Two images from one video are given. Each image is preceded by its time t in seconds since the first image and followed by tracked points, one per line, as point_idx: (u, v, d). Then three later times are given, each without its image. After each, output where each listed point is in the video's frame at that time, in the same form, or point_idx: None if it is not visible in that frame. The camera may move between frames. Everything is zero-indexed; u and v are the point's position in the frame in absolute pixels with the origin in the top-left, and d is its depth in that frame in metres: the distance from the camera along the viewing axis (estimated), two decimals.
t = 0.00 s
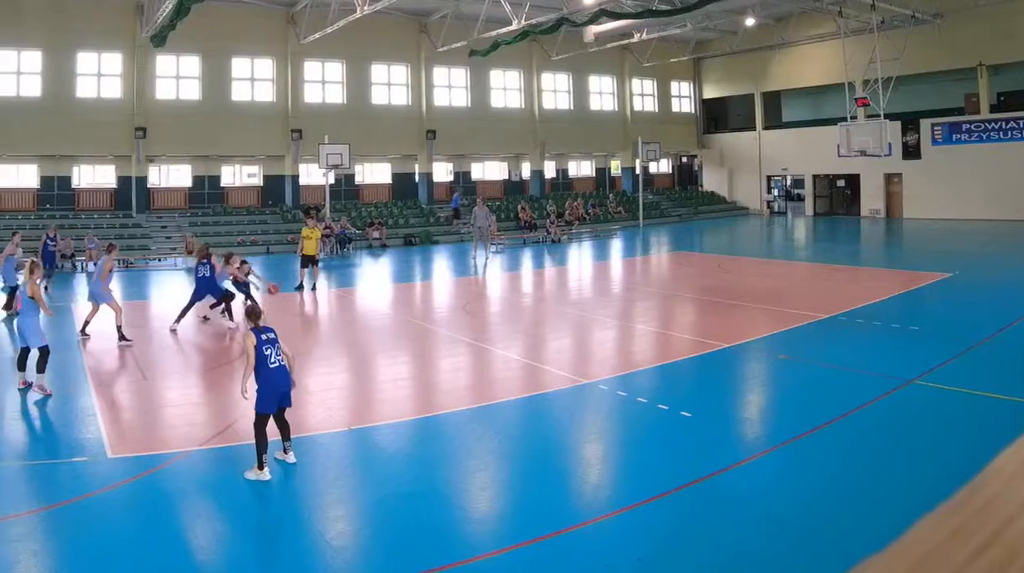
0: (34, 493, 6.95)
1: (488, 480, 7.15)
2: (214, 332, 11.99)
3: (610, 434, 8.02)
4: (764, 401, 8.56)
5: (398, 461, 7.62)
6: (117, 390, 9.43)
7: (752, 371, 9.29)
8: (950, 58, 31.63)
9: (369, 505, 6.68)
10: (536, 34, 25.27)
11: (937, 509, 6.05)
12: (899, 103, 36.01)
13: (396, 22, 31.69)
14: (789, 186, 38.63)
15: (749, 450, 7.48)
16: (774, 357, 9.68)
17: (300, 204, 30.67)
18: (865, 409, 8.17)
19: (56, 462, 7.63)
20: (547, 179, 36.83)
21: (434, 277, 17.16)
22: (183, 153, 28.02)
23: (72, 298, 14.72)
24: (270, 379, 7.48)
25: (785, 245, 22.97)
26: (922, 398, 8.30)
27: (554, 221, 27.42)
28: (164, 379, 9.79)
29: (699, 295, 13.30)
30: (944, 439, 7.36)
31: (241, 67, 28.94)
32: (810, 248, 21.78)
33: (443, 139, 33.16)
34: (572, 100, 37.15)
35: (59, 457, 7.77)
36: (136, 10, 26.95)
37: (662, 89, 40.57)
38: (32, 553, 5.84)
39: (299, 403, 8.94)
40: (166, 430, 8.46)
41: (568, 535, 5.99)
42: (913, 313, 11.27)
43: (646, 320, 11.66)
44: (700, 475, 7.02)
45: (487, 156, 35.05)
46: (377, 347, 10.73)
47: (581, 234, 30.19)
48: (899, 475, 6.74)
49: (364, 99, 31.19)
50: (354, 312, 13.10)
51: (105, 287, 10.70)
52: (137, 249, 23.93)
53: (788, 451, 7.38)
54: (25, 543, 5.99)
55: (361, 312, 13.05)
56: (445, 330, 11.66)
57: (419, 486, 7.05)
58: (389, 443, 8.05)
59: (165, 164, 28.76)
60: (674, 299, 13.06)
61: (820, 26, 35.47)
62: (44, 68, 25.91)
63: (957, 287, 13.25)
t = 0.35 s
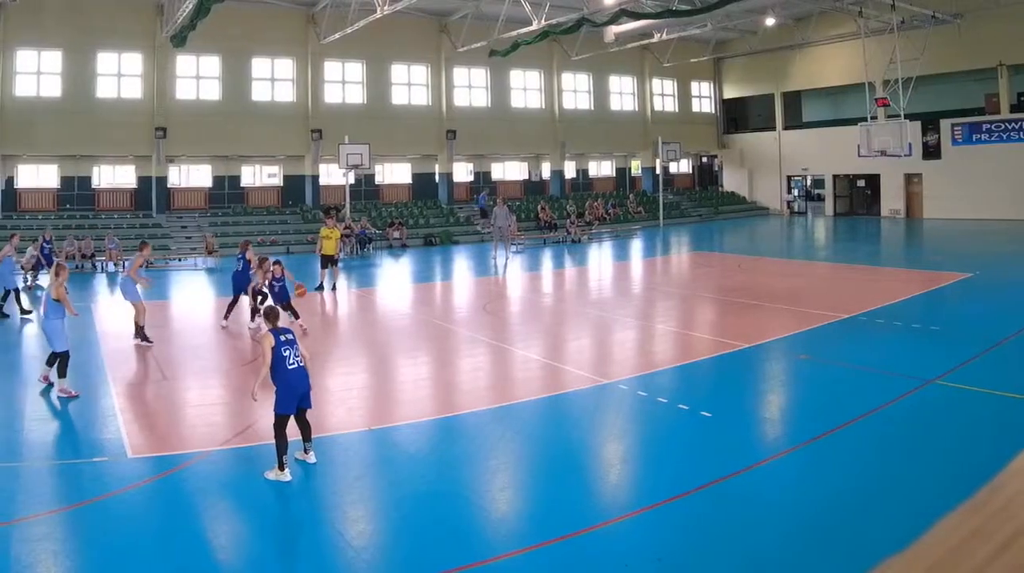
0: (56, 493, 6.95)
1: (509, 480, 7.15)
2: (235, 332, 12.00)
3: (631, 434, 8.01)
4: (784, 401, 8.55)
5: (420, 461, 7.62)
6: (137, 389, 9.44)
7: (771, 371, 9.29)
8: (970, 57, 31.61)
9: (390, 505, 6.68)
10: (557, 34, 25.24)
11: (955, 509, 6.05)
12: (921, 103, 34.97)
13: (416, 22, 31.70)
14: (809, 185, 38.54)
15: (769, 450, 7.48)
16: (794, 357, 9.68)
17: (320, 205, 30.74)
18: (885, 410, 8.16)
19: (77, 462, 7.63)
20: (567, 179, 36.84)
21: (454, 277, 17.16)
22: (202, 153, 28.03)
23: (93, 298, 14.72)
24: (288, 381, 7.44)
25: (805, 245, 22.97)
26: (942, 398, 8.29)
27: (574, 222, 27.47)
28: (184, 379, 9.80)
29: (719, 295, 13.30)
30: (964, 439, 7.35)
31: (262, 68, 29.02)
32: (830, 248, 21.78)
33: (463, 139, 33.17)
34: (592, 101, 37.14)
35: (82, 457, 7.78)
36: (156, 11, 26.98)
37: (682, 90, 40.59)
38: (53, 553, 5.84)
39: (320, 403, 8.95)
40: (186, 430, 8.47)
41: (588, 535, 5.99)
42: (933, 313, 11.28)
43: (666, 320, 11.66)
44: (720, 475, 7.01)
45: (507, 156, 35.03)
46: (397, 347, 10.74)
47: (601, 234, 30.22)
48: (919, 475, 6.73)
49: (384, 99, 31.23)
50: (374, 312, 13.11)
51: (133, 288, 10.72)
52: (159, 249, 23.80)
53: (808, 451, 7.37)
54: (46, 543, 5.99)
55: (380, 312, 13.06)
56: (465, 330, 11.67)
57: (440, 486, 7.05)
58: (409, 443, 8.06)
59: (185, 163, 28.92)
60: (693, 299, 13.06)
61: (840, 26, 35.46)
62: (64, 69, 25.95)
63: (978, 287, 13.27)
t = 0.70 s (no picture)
0: (76, 493, 6.96)
1: (528, 480, 7.15)
2: (256, 332, 12.00)
3: (651, 434, 8.01)
4: (804, 401, 8.56)
5: (441, 461, 7.63)
6: (156, 389, 9.44)
7: (791, 371, 9.29)
8: (991, 57, 31.58)
9: (409, 506, 6.68)
10: (576, 34, 25.12)
11: (975, 510, 6.05)
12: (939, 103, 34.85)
13: (436, 22, 31.71)
14: (829, 186, 38.68)
15: (788, 450, 7.48)
16: (813, 357, 9.69)
17: (339, 205, 30.75)
18: (904, 410, 8.16)
19: (96, 462, 7.63)
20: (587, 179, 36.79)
21: (475, 277, 17.15)
22: (221, 152, 28.08)
23: (114, 298, 14.75)
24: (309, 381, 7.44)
25: (826, 245, 22.95)
26: (962, 398, 8.29)
27: (595, 222, 27.48)
28: (205, 379, 9.80)
29: (739, 295, 13.30)
30: (983, 440, 7.34)
31: (282, 68, 29.07)
32: (850, 248, 21.77)
33: (484, 139, 33.15)
34: (613, 101, 37.10)
35: (103, 457, 7.77)
36: (176, 11, 27.09)
37: (702, 89, 40.52)
38: (73, 553, 5.84)
39: (340, 403, 8.96)
40: (207, 429, 8.47)
41: (608, 535, 5.99)
42: (953, 314, 11.29)
43: (687, 320, 11.66)
44: (739, 475, 7.02)
45: (527, 156, 34.98)
46: (418, 347, 10.75)
47: (621, 233, 30.25)
48: (938, 476, 6.72)
49: (404, 99, 31.23)
50: (393, 312, 13.12)
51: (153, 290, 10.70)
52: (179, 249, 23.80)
53: (828, 452, 7.37)
54: (65, 543, 5.99)
55: (400, 312, 13.06)
56: (486, 330, 11.67)
57: (460, 486, 7.04)
58: (430, 442, 8.06)
59: (205, 163, 28.88)
60: (713, 300, 13.05)
61: (861, 27, 35.56)
62: (84, 69, 26.08)
63: (1000, 287, 13.28)
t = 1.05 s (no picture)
0: (94, 493, 6.96)
1: (547, 480, 7.14)
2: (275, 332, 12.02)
3: (670, 434, 8.01)
4: (824, 402, 8.55)
5: (460, 461, 7.63)
6: (174, 389, 9.44)
7: (810, 371, 9.29)
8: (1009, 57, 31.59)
9: (429, 505, 6.68)
10: (594, 34, 25.01)
11: (995, 509, 6.05)
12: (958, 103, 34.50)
13: (455, 22, 31.76)
14: (849, 185, 38.54)
15: (807, 450, 7.47)
16: (832, 357, 9.69)
17: (358, 205, 30.73)
18: (923, 410, 8.15)
19: (115, 462, 7.64)
20: (606, 180, 36.72)
21: (493, 277, 17.13)
22: (241, 152, 28.20)
23: (134, 298, 14.77)
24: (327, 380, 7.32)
25: (845, 245, 22.93)
26: (981, 398, 8.28)
27: (613, 222, 27.47)
28: (224, 379, 9.80)
29: (758, 295, 13.29)
30: (1003, 440, 7.33)
31: (301, 68, 29.16)
32: (868, 248, 21.75)
33: (503, 139, 33.14)
34: (631, 100, 37.10)
35: (120, 457, 7.76)
36: (196, 11, 27.23)
37: (721, 90, 40.51)
38: (92, 553, 5.84)
39: (359, 403, 8.96)
40: (226, 430, 8.46)
41: (628, 535, 5.99)
42: (971, 313, 11.27)
43: (705, 320, 11.65)
44: (757, 476, 7.01)
45: (546, 155, 34.92)
46: (436, 347, 10.76)
47: (640, 233, 30.23)
48: (957, 476, 6.72)
49: (423, 99, 31.27)
50: (413, 311, 13.13)
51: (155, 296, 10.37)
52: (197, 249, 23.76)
53: (847, 452, 7.36)
54: (84, 543, 5.98)
55: (419, 312, 13.06)
56: (504, 330, 11.67)
57: (480, 486, 7.04)
58: (449, 442, 8.06)
59: (224, 163, 28.84)
60: (732, 300, 13.03)
61: (880, 26, 35.42)
62: (104, 68, 26.29)
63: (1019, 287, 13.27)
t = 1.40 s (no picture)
0: (117, 492, 6.98)
1: (567, 480, 7.14)
2: (294, 332, 12.04)
3: (690, 434, 8.01)
4: (843, 402, 8.55)
5: (482, 461, 7.63)
6: (193, 389, 9.45)
7: (830, 371, 9.28)
8: None
9: (449, 506, 6.68)
10: (615, 34, 24.97)
11: (1018, 510, 6.05)
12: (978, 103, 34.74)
13: (476, 22, 31.74)
14: (868, 185, 38.45)
15: (827, 450, 7.48)
16: (852, 357, 9.69)
17: (378, 205, 30.71)
18: (943, 411, 8.14)
19: (138, 462, 7.64)
20: (626, 180, 36.70)
21: (513, 277, 17.13)
22: (261, 153, 28.25)
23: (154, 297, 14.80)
24: (345, 381, 7.04)
25: (865, 245, 22.94)
26: (1002, 399, 8.27)
27: (634, 222, 27.48)
28: (244, 379, 9.81)
29: (778, 295, 13.30)
30: None
31: (321, 68, 29.17)
32: (889, 248, 21.75)
33: (523, 139, 33.13)
34: (651, 100, 37.07)
35: (140, 458, 7.77)
36: (215, 11, 27.25)
37: (741, 89, 40.45)
38: (111, 554, 5.83)
39: (379, 403, 8.97)
40: (245, 429, 8.46)
41: (648, 535, 6.00)
42: (992, 314, 11.26)
43: (726, 320, 11.65)
44: (777, 476, 7.01)
45: (565, 155, 34.90)
46: (456, 347, 10.77)
47: (660, 233, 30.31)
48: (978, 476, 6.71)
49: (443, 99, 31.27)
50: (431, 311, 13.13)
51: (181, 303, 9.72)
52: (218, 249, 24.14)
53: (867, 452, 7.36)
54: (103, 544, 5.98)
55: (438, 311, 13.07)
56: (524, 329, 11.68)
57: (500, 487, 7.04)
58: (470, 442, 8.07)
59: (244, 163, 28.93)
60: (752, 300, 13.04)
61: (900, 26, 35.28)
62: (124, 68, 26.38)
63: None
